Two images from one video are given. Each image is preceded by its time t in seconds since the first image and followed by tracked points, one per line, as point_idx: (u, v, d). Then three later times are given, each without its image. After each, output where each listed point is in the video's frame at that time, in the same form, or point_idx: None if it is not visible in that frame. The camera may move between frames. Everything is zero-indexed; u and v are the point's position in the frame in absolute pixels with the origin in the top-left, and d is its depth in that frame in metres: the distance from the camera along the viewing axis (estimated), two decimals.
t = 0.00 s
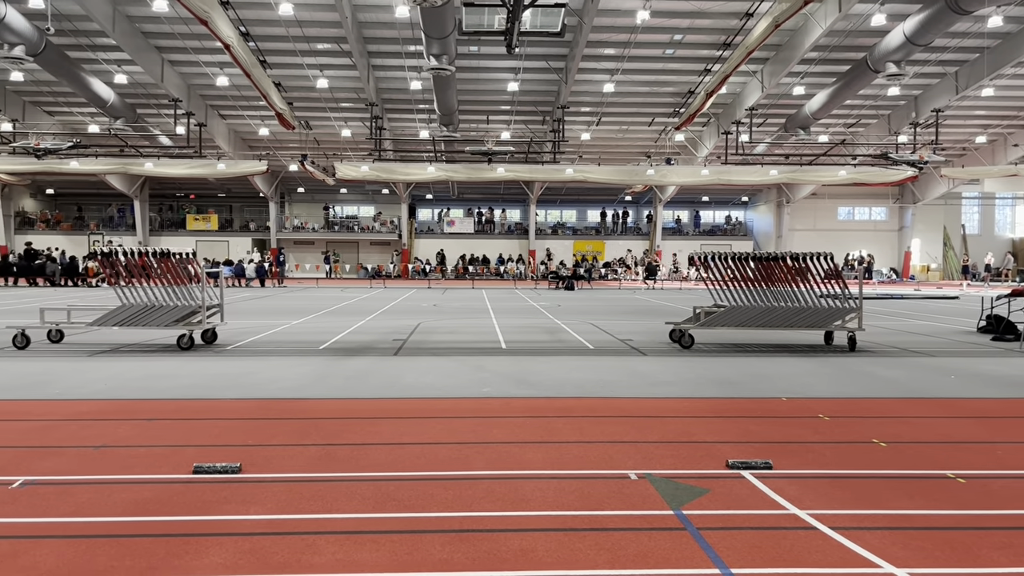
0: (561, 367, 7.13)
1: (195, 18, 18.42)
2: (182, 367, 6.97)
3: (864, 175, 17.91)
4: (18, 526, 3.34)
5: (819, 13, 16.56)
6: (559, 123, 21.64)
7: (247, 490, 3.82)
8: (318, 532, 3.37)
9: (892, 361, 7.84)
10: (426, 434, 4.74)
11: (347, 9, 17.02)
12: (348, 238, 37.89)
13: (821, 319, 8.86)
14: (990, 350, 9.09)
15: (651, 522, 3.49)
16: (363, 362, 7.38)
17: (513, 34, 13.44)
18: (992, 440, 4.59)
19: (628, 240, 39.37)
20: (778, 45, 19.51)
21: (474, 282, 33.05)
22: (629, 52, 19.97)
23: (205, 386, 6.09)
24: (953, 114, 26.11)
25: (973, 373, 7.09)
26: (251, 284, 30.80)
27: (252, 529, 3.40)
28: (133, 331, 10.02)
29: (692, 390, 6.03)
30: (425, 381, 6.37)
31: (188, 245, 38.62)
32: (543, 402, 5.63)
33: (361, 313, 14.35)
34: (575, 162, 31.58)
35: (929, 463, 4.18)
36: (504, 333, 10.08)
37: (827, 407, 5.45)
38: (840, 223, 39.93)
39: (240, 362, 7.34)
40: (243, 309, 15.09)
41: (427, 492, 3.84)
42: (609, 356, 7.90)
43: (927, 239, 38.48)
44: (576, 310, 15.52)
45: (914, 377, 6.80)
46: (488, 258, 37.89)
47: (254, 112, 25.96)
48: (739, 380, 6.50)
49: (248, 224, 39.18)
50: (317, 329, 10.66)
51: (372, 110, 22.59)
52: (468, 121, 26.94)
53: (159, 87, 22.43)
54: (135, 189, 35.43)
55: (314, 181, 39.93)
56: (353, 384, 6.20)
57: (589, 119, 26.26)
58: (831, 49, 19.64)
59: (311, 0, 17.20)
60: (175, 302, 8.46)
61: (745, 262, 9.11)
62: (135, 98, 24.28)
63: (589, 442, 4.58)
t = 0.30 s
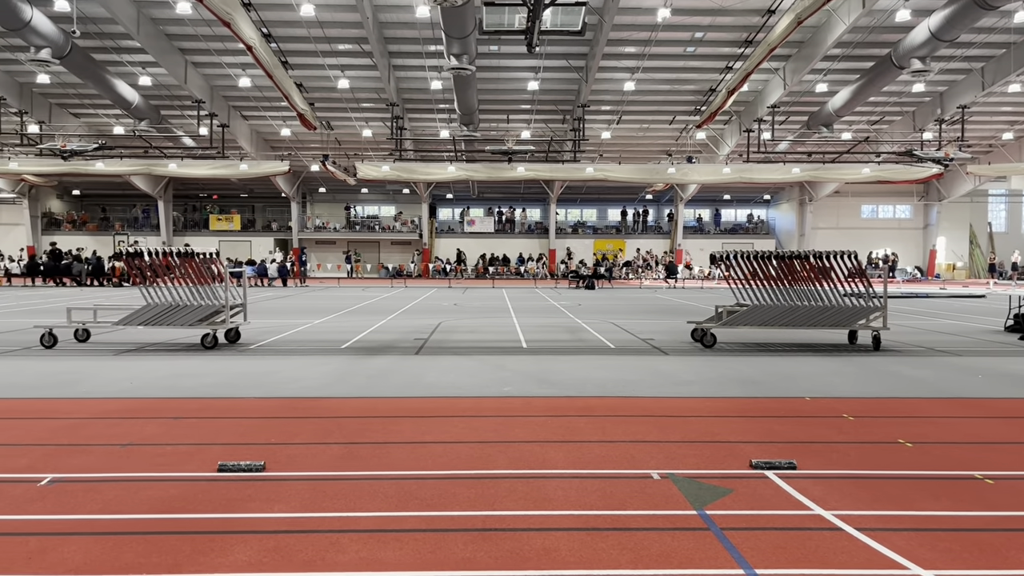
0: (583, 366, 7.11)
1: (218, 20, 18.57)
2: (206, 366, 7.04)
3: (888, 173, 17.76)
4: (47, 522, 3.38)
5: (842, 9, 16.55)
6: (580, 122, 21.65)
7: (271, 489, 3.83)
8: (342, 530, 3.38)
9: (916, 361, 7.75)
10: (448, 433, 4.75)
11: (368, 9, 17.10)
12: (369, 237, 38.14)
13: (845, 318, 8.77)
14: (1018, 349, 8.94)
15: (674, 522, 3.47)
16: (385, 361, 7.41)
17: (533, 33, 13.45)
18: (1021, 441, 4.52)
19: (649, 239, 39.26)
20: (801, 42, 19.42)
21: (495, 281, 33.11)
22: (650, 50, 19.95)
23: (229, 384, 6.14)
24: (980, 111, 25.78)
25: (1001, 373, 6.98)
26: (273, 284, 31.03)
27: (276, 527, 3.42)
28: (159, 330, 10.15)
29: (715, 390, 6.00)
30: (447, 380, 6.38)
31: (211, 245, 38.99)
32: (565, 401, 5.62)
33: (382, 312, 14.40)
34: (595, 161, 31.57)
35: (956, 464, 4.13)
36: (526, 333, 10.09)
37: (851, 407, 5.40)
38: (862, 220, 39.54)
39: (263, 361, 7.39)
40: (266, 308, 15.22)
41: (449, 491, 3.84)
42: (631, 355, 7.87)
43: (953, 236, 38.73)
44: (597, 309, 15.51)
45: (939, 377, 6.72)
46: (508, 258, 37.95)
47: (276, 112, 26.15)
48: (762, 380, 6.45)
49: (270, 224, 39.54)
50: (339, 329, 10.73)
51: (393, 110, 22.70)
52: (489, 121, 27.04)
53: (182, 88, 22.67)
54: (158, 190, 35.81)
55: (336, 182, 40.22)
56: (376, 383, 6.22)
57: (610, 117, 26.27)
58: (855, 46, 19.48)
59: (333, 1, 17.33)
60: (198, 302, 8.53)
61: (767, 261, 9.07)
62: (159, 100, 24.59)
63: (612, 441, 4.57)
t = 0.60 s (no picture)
0: (604, 366, 7.11)
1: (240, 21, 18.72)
2: (230, 365, 7.11)
3: (913, 170, 17.62)
4: (76, 519, 3.42)
5: (866, 5, 16.47)
6: (600, 121, 21.67)
7: (294, 488, 3.86)
8: (365, 529, 3.40)
9: (941, 361, 7.66)
10: (469, 432, 4.76)
11: (389, 10, 17.18)
12: (390, 237, 38.32)
13: (869, 318, 8.69)
14: None
15: (698, 523, 3.46)
16: (407, 361, 7.44)
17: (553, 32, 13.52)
18: None
19: (669, 238, 39.09)
20: (824, 39, 19.33)
21: (515, 280, 33.11)
22: (671, 48, 19.91)
23: (253, 383, 6.20)
24: (1006, 107, 25.42)
25: None
26: (296, 284, 31.22)
27: (300, 525, 3.44)
28: (183, 330, 10.27)
29: (737, 390, 5.97)
30: (469, 380, 6.40)
31: (234, 246, 39.37)
32: (587, 400, 5.60)
33: (403, 312, 14.43)
34: (616, 160, 31.55)
35: (984, 465, 4.08)
36: (547, 332, 10.11)
37: (876, 407, 5.35)
38: (886, 219, 39.31)
39: (285, 360, 7.44)
40: (289, 308, 15.36)
41: (471, 490, 3.84)
42: (653, 355, 7.85)
43: (980, 234, 38.42)
44: (618, 308, 15.48)
45: (965, 377, 6.63)
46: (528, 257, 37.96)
47: (298, 113, 26.34)
48: (786, 380, 6.41)
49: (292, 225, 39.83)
50: (360, 328, 10.80)
51: (414, 110, 22.80)
52: (509, 120, 27.12)
53: (206, 89, 22.89)
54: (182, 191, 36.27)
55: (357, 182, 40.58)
56: (399, 383, 6.25)
57: (630, 116, 26.26)
58: (879, 42, 19.33)
59: (354, 2, 17.43)
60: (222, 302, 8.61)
61: (790, 260, 9.02)
62: (182, 101, 24.87)
63: (634, 441, 4.56)
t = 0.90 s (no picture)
0: (625, 366, 7.08)
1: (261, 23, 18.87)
2: (253, 364, 7.17)
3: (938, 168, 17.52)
4: (103, 515, 3.47)
5: (890, 2, 16.36)
6: (620, 120, 21.67)
7: (317, 486, 3.88)
8: (387, 527, 3.41)
9: (965, 361, 7.58)
10: (490, 431, 4.76)
11: (410, 10, 17.27)
12: (410, 237, 38.44)
13: (893, 318, 8.60)
14: None
15: (721, 523, 3.44)
16: (427, 360, 7.45)
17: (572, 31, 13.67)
18: None
19: (690, 238, 38.88)
20: (847, 36, 19.20)
21: (535, 279, 33.09)
22: (692, 47, 19.88)
23: (276, 382, 6.24)
24: None
25: None
26: (318, 283, 31.36)
27: (323, 523, 3.46)
28: (206, 329, 10.37)
29: (760, 390, 5.94)
30: (490, 379, 6.40)
31: (257, 246, 39.67)
32: (609, 401, 5.59)
33: (423, 311, 14.44)
34: (636, 159, 31.50)
35: (1013, 467, 4.02)
36: (567, 332, 10.11)
37: (902, 408, 5.28)
38: (911, 217, 38.92)
39: (307, 359, 7.49)
40: (311, 307, 15.47)
41: (493, 489, 3.85)
42: (673, 355, 7.82)
43: (1006, 233, 37.76)
44: (639, 308, 15.44)
45: (991, 377, 6.55)
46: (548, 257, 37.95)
47: (319, 113, 26.53)
48: (809, 380, 6.35)
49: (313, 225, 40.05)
50: (382, 327, 10.85)
51: (434, 110, 22.89)
52: (529, 120, 27.14)
53: (228, 90, 23.09)
54: (205, 191, 36.56)
55: (377, 182, 40.92)
56: (420, 382, 6.27)
57: (651, 115, 26.21)
58: (903, 39, 19.18)
59: (374, 3, 17.52)
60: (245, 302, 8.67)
61: (812, 259, 8.95)
62: (205, 103, 25.12)
63: (656, 441, 4.54)
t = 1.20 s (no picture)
0: (646, 366, 7.06)
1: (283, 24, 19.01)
2: (275, 364, 7.21)
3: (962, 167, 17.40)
4: (129, 513, 3.50)
5: None
6: (640, 119, 21.69)
7: (339, 485, 3.89)
8: (409, 526, 3.42)
9: (990, 361, 7.50)
10: (511, 431, 4.76)
11: (430, 10, 17.36)
12: (430, 237, 38.55)
13: (918, 318, 8.53)
14: None
15: (744, 524, 3.42)
16: (447, 360, 7.47)
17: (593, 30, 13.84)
18: None
19: (711, 237, 38.64)
20: (869, 34, 19.08)
21: (555, 279, 33.06)
22: (713, 45, 19.84)
23: (299, 381, 6.28)
24: None
25: None
26: (339, 283, 31.49)
27: (345, 522, 3.47)
28: (228, 329, 10.46)
29: (782, 390, 5.90)
30: (510, 379, 6.41)
31: (278, 246, 39.96)
32: (630, 401, 5.58)
33: (444, 311, 14.47)
34: (656, 158, 31.42)
35: None
36: (587, 331, 10.10)
37: (928, 410, 5.23)
38: (936, 217, 38.53)
39: (328, 359, 7.53)
40: (332, 307, 15.57)
41: (514, 488, 3.85)
42: (694, 355, 7.79)
43: None
44: (659, 308, 15.40)
45: (1016, 377, 6.47)
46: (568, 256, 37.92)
47: (339, 114, 26.73)
48: (833, 381, 6.30)
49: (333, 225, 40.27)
50: (402, 327, 10.89)
51: (454, 110, 22.97)
52: (548, 120, 27.18)
53: (250, 92, 23.31)
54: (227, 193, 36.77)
55: (397, 182, 41.20)
56: (440, 382, 6.28)
57: (671, 114, 26.15)
58: (927, 36, 19.05)
59: (395, 4, 17.60)
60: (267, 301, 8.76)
61: (834, 258, 8.90)
62: (228, 104, 25.37)
63: (678, 441, 4.53)
